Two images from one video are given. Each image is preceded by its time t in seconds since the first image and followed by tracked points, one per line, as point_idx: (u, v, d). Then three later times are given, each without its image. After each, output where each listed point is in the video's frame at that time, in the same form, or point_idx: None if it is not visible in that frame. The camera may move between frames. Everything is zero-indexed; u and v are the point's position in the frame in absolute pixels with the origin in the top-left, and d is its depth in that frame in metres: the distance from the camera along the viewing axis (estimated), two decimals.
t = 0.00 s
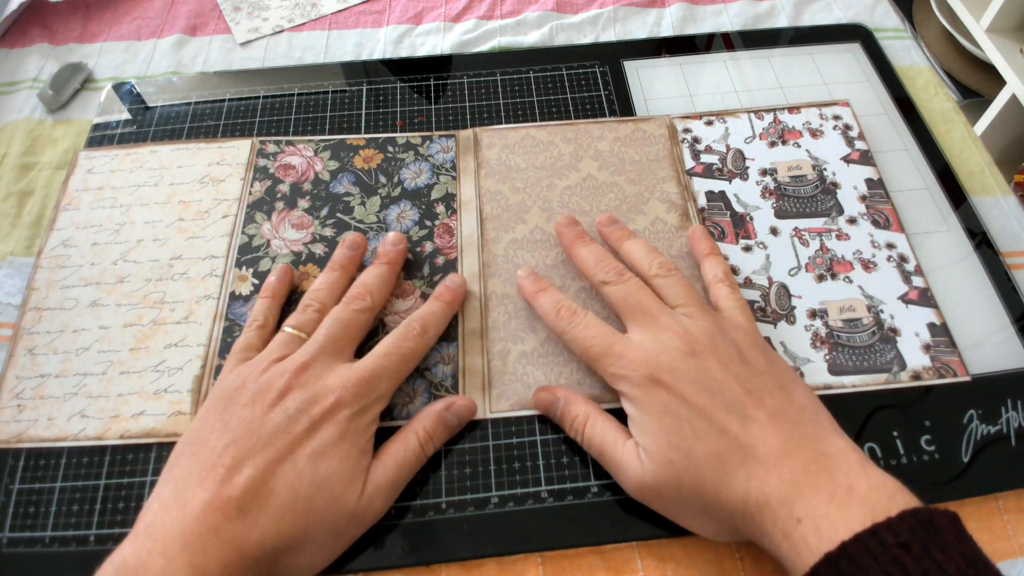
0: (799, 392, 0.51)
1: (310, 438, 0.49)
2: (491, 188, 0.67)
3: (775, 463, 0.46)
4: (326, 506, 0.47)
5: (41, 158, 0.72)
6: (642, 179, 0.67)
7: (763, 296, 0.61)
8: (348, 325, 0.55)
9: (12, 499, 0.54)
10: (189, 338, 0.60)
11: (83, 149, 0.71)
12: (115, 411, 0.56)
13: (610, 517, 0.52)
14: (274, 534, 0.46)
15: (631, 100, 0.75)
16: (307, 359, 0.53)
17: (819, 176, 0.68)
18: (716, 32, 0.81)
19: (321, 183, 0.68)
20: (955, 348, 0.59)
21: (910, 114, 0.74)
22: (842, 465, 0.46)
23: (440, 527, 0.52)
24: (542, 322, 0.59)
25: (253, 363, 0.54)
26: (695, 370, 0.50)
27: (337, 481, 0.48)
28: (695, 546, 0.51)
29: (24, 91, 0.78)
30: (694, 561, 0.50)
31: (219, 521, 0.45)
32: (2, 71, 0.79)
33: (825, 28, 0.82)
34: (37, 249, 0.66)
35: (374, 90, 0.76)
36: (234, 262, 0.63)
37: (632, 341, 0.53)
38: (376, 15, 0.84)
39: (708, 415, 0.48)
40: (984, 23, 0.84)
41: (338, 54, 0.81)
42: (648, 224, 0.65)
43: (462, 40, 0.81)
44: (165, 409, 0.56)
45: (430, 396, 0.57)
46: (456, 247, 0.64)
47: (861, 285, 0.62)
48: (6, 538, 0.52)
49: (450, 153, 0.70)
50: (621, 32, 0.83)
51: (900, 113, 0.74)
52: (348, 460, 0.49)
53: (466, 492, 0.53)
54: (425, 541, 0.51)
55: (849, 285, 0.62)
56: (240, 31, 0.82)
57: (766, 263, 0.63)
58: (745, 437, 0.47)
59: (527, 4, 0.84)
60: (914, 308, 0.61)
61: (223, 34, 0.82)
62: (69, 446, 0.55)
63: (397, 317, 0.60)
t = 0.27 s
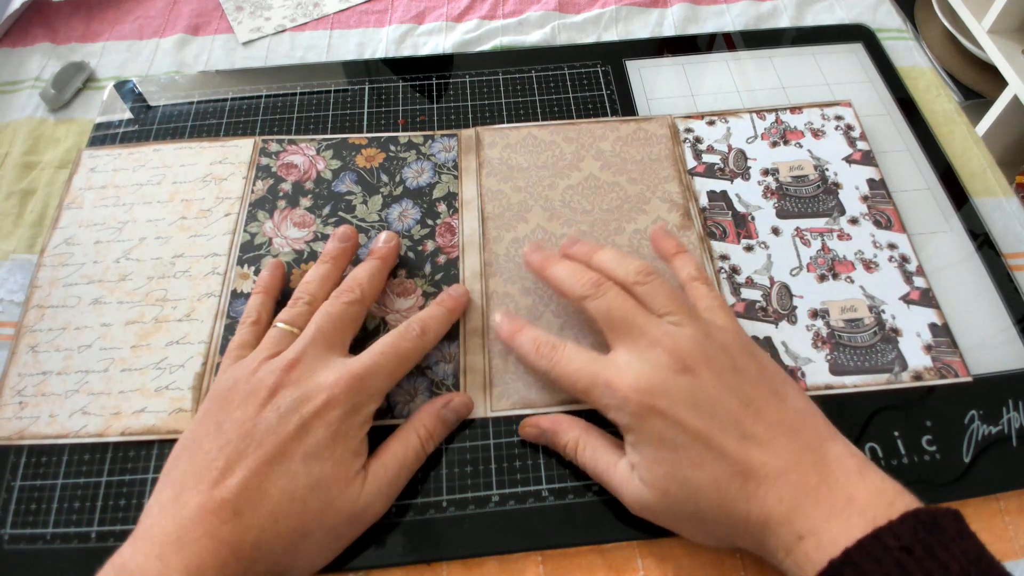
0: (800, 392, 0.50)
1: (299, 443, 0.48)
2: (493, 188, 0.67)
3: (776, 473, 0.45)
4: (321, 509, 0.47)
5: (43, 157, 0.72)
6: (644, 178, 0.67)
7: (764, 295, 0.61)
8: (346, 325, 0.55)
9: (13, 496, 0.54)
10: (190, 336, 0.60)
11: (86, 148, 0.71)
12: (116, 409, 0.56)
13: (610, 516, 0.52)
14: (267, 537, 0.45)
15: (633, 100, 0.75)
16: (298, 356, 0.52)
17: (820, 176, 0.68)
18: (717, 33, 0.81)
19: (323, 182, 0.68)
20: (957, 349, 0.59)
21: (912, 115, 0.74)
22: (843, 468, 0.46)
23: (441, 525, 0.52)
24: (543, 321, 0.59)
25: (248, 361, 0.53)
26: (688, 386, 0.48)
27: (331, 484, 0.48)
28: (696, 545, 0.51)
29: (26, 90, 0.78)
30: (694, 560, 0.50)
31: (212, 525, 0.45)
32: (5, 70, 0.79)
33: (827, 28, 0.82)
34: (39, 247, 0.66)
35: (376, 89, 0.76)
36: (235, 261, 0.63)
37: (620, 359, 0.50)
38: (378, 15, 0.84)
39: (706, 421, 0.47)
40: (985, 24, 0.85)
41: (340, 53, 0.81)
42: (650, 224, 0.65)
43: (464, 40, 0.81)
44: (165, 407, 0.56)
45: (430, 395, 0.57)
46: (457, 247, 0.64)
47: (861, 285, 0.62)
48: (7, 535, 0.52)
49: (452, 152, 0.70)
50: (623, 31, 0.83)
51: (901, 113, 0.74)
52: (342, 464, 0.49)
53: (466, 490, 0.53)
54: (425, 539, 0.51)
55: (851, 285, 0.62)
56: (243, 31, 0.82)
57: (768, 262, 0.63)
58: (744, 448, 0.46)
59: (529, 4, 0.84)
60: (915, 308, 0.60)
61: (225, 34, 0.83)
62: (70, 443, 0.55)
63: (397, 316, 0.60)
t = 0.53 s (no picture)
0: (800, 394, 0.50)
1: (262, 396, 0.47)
2: (493, 190, 0.67)
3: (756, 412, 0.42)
4: (288, 463, 0.46)
5: (43, 158, 0.72)
6: (643, 181, 0.67)
7: (765, 299, 0.61)
8: (326, 299, 0.54)
9: (13, 497, 0.54)
10: (189, 337, 0.59)
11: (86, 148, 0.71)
12: (114, 409, 0.56)
13: (610, 516, 0.52)
14: (227, 481, 0.44)
15: (633, 101, 0.75)
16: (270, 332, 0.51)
17: (820, 180, 0.68)
18: (718, 33, 0.81)
19: (323, 184, 0.68)
20: (957, 353, 0.58)
21: (912, 116, 0.74)
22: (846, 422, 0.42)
23: (440, 526, 0.52)
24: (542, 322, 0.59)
25: (225, 333, 0.52)
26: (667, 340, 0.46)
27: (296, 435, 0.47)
28: (696, 545, 0.51)
29: (26, 91, 0.78)
30: (694, 561, 0.50)
31: (171, 465, 0.43)
32: (6, 70, 0.79)
33: (827, 29, 0.82)
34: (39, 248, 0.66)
35: (376, 90, 0.76)
36: (235, 263, 0.63)
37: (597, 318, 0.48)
38: (378, 15, 0.84)
39: (686, 370, 0.44)
40: (985, 25, 0.85)
41: (340, 54, 0.81)
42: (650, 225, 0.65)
43: (464, 40, 0.81)
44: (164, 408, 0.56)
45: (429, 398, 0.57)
46: (456, 249, 0.64)
47: (861, 288, 0.62)
48: (7, 535, 0.52)
49: (452, 154, 0.70)
50: (623, 32, 0.83)
51: (902, 114, 0.74)
52: (308, 416, 0.48)
53: (466, 490, 0.53)
54: (424, 540, 0.51)
55: (852, 290, 0.62)
56: (243, 31, 0.82)
57: (767, 266, 0.63)
58: (728, 390, 0.43)
59: (529, 4, 0.84)
60: (915, 311, 0.60)
61: (225, 34, 0.83)
62: (69, 444, 0.55)
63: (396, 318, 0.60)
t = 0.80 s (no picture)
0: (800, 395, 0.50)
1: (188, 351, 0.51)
2: (493, 190, 0.67)
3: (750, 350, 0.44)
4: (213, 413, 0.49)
5: (43, 158, 0.72)
6: (643, 181, 0.67)
7: (765, 299, 0.61)
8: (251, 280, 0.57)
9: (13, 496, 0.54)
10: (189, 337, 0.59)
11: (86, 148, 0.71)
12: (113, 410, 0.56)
13: (610, 516, 0.52)
14: (120, 433, 0.45)
15: (633, 100, 0.75)
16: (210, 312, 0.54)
17: (819, 181, 0.68)
18: (718, 33, 0.81)
19: (323, 184, 0.68)
20: (957, 353, 0.59)
21: (912, 116, 0.74)
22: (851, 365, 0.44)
23: (440, 525, 0.52)
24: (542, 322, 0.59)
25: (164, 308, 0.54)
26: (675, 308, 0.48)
27: (213, 384, 0.50)
28: (696, 545, 0.51)
29: (26, 90, 0.78)
30: (694, 561, 0.50)
31: (73, 422, 0.45)
32: (6, 70, 0.79)
33: (827, 29, 0.82)
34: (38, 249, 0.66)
35: (376, 90, 0.76)
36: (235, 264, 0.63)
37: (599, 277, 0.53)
38: (378, 15, 0.84)
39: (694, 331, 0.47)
40: (985, 25, 0.85)
41: (340, 54, 0.81)
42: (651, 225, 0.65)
43: (465, 40, 0.81)
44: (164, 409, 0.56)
45: (429, 398, 0.57)
46: (456, 248, 0.64)
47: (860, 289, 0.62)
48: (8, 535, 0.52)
49: (452, 153, 0.70)
50: (623, 32, 0.83)
51: (902, 114, 0.74)
52: (215, 378, 0.50)
53: (466, 490, 0.53)
54: (424, 540, 0.51)
55: (851, 290, 0.62)
56: (243, 31, 0.83)
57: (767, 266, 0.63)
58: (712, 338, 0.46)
59: (529, 4, 0.84)
60: (915, 312, 0.60)
61: (225, 34, 0.83)
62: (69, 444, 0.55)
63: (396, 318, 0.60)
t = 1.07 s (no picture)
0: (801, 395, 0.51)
1: (4, 349, 0.51)
2: (493, 190, 0.67)
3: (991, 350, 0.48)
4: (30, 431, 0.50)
5: (45, 157, 0.72)
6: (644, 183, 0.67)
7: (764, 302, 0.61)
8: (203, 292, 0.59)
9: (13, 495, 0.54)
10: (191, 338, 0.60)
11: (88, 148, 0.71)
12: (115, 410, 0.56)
13: (611, 516, 0.52)
14: None
15: (634, 101, 0.75)
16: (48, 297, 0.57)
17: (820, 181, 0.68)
18: (719, 34, 0.81)
19: (324, 183, 0.68)
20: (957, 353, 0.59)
21: (914, 117, 0.74)
22: None
23: (441, 525, 0.52)
24: (543, 323, 0.59)
25: None
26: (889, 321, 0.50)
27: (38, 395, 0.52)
28: (697, 545, 0.51)
29: (28, 90, 0.78)
30: (695, 561, 0.50)
31: None
32: (8, 70, 0.80)
33: (829, 30, 0.82)
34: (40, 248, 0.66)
35: (378, 91, 0.76)
36: (236, 263, 0.63)
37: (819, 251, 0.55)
38: (380, 16, 0.84)
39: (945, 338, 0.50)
40: (986, 26, 0.84)
41: (342, 54, 0.81)
42: (652, 226, 0.65)
43: (466, 40, 0.82)
44: (166, 409, 0.56)
45: (430, 398, 0.57)
46: (458, 248, 0.64)
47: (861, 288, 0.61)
48: (8, 534, 0.52)
49: (453, 152, 0.70)
50: (625, 32, 0.83)
51: (903, 115, 0.74)
52: None
53: (467, 490, 0.53)
54: (425, 539, 0.51)
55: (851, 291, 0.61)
56: (245, 31, 0.83)
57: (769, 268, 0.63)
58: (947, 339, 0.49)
59: (531, 4, 0.84)
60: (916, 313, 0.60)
61: (227, 34, 0.83)
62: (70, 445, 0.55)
63: (396, 318, 0.60)
